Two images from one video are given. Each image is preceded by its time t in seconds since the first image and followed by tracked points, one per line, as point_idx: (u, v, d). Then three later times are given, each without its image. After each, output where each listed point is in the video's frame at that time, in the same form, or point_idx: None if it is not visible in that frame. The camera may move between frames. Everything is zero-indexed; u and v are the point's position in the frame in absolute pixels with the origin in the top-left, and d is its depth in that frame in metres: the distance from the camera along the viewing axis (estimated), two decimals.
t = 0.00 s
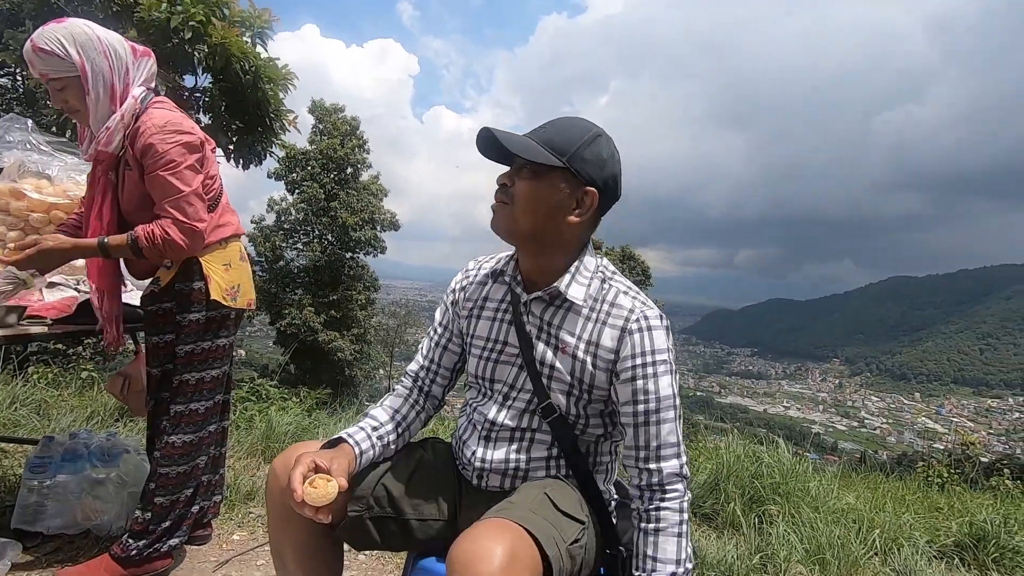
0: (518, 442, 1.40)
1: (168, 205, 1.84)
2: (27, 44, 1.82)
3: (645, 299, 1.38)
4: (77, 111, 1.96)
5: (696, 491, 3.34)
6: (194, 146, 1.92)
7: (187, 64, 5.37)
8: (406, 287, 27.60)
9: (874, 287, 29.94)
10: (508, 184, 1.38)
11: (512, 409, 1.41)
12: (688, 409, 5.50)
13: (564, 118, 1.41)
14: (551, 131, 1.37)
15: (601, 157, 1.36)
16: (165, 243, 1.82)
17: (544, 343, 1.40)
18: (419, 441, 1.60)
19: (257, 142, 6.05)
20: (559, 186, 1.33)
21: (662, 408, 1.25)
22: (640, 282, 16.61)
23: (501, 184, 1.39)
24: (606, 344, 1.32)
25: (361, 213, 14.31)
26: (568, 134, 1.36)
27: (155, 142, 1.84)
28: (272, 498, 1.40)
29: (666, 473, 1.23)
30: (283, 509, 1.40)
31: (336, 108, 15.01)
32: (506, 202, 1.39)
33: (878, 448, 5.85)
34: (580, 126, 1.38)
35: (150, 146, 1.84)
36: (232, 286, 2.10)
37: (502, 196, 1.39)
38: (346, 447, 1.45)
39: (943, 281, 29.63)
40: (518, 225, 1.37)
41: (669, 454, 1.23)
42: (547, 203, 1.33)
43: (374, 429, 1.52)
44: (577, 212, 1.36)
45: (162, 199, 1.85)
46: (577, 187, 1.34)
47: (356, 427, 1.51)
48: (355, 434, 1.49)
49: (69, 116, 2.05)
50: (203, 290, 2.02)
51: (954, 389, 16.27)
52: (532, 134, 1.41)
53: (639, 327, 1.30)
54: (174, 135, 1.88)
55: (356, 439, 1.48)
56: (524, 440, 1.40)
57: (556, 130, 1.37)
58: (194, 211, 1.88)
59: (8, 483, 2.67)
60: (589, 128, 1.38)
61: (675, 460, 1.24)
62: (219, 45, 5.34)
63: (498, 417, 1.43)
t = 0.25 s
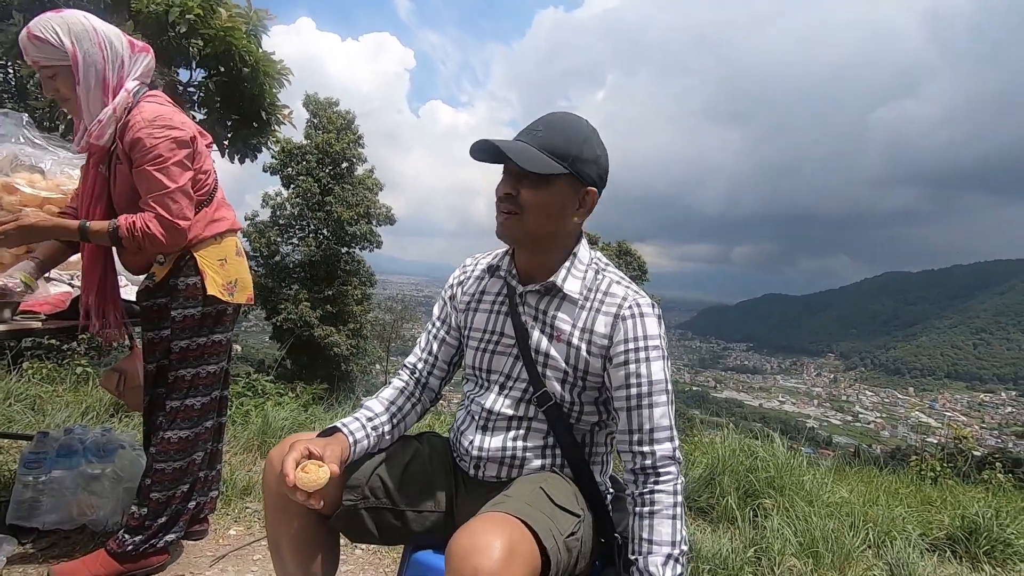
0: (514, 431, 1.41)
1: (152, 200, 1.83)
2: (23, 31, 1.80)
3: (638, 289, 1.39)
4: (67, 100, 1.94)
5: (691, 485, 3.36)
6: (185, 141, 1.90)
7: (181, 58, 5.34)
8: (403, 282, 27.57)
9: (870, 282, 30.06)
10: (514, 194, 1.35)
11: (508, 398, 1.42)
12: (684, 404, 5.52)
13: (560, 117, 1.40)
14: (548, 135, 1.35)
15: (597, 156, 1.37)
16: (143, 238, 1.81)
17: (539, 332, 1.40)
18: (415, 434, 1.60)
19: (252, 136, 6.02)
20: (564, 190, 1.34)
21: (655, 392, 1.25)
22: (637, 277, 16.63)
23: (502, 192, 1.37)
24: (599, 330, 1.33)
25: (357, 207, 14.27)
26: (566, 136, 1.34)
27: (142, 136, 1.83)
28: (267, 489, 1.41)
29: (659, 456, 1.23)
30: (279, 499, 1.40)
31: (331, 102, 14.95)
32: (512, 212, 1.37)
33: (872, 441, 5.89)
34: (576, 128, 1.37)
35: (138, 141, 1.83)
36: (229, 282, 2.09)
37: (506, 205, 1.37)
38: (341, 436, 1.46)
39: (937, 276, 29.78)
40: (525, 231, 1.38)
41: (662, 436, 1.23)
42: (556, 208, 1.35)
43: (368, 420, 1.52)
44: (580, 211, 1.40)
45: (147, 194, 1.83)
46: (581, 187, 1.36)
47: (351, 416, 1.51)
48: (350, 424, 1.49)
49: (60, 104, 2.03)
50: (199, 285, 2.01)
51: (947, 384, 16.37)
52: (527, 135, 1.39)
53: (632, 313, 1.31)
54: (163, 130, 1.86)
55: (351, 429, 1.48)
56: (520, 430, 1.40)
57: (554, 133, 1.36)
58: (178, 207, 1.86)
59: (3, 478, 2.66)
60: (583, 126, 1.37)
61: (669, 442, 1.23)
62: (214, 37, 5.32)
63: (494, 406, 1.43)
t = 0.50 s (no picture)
0: (512, 426, 1.41)
1: (145, 191, 1.81)
2: (26, 15, 1.81)
3: (636, 285, 1.39)
4: (60, 84, 1.93)
5: (687, 480, 3.37)
6: (179, 133, 1.88)
7: (176, 52, 5.31)
8: (399, 277, 27.53)
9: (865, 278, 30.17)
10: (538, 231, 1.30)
11: (506, 394, 1.42)
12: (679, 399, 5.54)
13: (564, 126, 1.35)
14: (560, 158, 1.30)
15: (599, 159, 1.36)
16: (133, 229, 1.80)
17: (536, 329, 1.41)
18: (414, 428, 1.60)
19: (248, 131, 6.00)
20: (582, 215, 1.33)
21: (652, 388, 1.25)
22: (633, 273, 16.65)
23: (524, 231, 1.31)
24: (597, 327, 1.33)
25: (353, 203, 14.23)
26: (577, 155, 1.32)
27: (136, 126, 1.81)
28: (266, 483, 1.40)
29: (657, 451, 1.22)
30: (278, 493, 1.40)
31: (327, 97, 14.89)
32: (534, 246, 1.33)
33: (866, 437, 5.92)
34: (580, 137, 1.34)
35: (132, 131, 1.81)
36: (227, 276, 2.07)
37: (527, 240, 1.32)
38: (340, 431, 1.45)
39: (931, 272, 29.91)
40: (546, 260, 1.36)
41: (659, 432, 1.23)
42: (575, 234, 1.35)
43: (368, 414, 1.51)
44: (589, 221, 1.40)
45: (140, 184, 1.81)
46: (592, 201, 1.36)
47: (350, 412, 1.50)
48: (349, 419, 1.49)
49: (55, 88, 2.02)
50: (197, 279, 2.00)
51: (941, 380, 16.46)
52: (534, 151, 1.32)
53: (629, 310, 1.30)
54: (157, 121, 1.85)
55: (350, 424, 1.48)
56: (519, 425, 1.40)
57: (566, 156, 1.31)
58: (171, 200, 1.84)
59: None
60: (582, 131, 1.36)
61: (667, 439, 1.23)
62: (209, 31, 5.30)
63: (493, 402, 1.43)
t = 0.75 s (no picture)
0: (504, 427, 1.42)
1: (129, 185, 1.79)
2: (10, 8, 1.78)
3: (632, 289, 1.38)
4: (50, 77, 1.91)
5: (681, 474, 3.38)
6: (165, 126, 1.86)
7: (167, 45, 5.26)
8: (394, 272, 27.47)
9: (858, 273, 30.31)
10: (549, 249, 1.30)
11: (499, 396, 1.42)
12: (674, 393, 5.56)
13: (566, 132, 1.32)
14: (565, 172, 1.30)
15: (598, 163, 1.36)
16: (117, 224, 1.79)
17: (530, 333, 1.40)
18: (407, 423, 1.60)
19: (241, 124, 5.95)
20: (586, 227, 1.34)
21: (646, 397, 1.25)
22: (628, 267, 16.67)
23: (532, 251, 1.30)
24: (591, 332, 1.33)
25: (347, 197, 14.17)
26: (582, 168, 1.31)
27: (122, 119, 1.80)
28: (258, 481, 1.39)
29: (651, 461, 1.21)
30: (271, 491, 1.39)
31: (320, 91, 14.81)
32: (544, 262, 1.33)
33: (859, 430, 5.96)
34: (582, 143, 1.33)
35: (117, 123, 1.79)
36: (218, 270, 2.07)
37: (534, 259, 1.32)
38: (333, 429, 1.44)
39: (924, 267, 30.08)
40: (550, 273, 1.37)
41: (653, 441, 1.22)
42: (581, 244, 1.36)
43: (361, 411, 1.51)
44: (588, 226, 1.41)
45: (124, 178, 1.80)
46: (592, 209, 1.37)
47: (343, 409, 1.50)
48: (342, 417, 1.48)
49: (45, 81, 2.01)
50: (187, 274, 1.99)
51: (933, 374, 16.58)
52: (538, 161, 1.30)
53: (624, 316, 1.30)
54: (144, 114, 1.83)
55: (343, 422, 1.47)
56: (510, 427, 1.41)
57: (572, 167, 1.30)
58: (156, 196, 1.82)
59: None
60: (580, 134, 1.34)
61: (660, 449, 1.22)
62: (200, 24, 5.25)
63: (485, 404, 1.44)
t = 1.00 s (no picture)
0: (501, 434, 1.41)
1: (117, 186, 1.78)
2: None
3: (633, 297, 1.36)
4: (47, 81, 1.91)
5: (681, 471, 3.37)
6: (152, 126, 1.84)
7: (163, 44, 5.24)
8: (393, 271, 27.46)
9: (858, 269, 30.33)
10: (535, 246, 1.28)
11: (496, 405, 1.42)
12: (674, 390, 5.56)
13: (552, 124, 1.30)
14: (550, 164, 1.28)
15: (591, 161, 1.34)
16: (104, 227, 1.78)
17: (525, 344, 1.40)
18: (405, 422, 1.60)
19: (238, 123, 5.94)
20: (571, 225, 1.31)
21: (642, 415, 1.23)
22: (628, 265, 16.68)
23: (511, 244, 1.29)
24: (587, 345, 1.31)
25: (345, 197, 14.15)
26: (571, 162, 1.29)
27: (110, 120, 1.78)
28: (255, 483, 1.39)
29: (644, 484, 1.20)
30: (267, 493, 1.38)
31: (318, 90, 14.79)
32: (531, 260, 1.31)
33: (859, 425, 5.97)
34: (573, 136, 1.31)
35: (105, 124, 1.78)
36: (213, 269, 2.06)
37: (516, 254, 1.30)
38: (329, 430, 1.43)
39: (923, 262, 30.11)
40: (534, 272, 1.34)
41: (647, 462, 1.20)
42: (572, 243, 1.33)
43: (358, 411, 1.49)
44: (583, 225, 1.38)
45: (112, 179, 1.79)
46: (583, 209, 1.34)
47: (340, 410, 1.48)
48: (339, 418, 1.47)
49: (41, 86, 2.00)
50: (180, 273, 1.98)
51: (933, 369, 16.60)
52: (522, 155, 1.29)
53: (622, 328, 1.28)
54: (132, 114, 1.81)
55: (340, 423, 1.46)
56: (508, 434, 1.41)
57: (559, 161, 1.28)
58: (144, 197, 1.81)
59: None
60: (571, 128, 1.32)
61: (655, 471, 1.20)
62: (196, 23, 5.24)
63: (482, 411, 1.44)
